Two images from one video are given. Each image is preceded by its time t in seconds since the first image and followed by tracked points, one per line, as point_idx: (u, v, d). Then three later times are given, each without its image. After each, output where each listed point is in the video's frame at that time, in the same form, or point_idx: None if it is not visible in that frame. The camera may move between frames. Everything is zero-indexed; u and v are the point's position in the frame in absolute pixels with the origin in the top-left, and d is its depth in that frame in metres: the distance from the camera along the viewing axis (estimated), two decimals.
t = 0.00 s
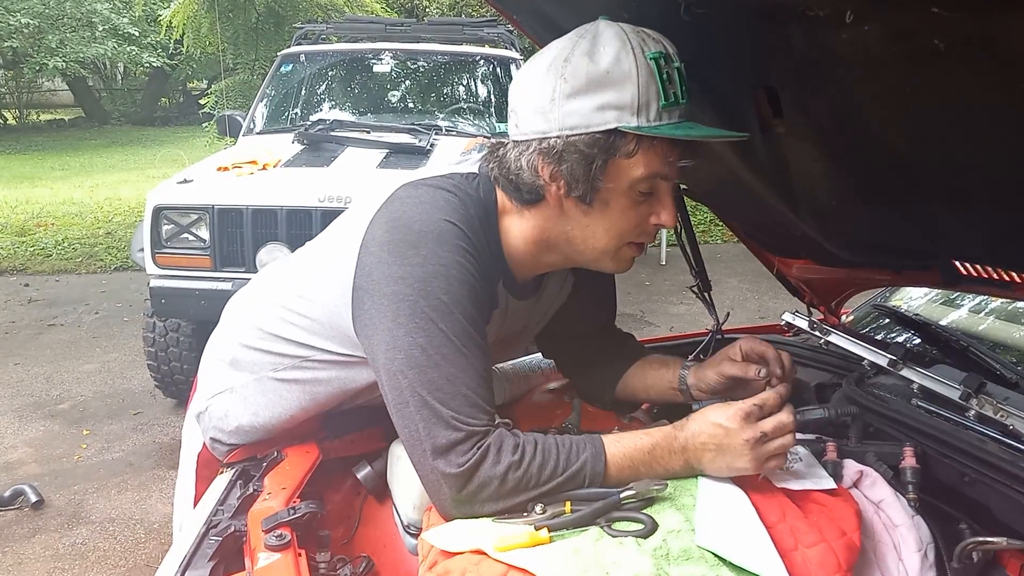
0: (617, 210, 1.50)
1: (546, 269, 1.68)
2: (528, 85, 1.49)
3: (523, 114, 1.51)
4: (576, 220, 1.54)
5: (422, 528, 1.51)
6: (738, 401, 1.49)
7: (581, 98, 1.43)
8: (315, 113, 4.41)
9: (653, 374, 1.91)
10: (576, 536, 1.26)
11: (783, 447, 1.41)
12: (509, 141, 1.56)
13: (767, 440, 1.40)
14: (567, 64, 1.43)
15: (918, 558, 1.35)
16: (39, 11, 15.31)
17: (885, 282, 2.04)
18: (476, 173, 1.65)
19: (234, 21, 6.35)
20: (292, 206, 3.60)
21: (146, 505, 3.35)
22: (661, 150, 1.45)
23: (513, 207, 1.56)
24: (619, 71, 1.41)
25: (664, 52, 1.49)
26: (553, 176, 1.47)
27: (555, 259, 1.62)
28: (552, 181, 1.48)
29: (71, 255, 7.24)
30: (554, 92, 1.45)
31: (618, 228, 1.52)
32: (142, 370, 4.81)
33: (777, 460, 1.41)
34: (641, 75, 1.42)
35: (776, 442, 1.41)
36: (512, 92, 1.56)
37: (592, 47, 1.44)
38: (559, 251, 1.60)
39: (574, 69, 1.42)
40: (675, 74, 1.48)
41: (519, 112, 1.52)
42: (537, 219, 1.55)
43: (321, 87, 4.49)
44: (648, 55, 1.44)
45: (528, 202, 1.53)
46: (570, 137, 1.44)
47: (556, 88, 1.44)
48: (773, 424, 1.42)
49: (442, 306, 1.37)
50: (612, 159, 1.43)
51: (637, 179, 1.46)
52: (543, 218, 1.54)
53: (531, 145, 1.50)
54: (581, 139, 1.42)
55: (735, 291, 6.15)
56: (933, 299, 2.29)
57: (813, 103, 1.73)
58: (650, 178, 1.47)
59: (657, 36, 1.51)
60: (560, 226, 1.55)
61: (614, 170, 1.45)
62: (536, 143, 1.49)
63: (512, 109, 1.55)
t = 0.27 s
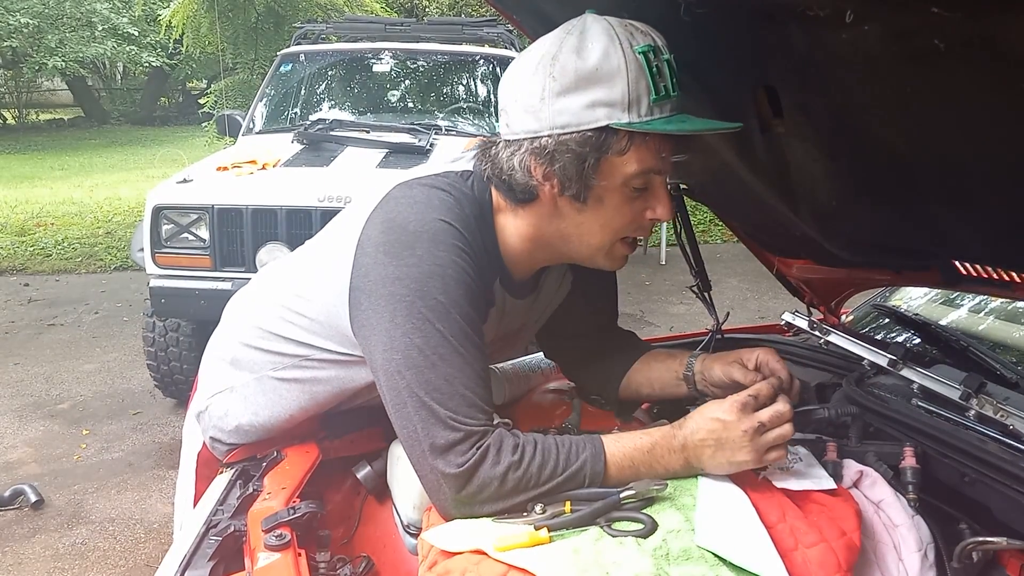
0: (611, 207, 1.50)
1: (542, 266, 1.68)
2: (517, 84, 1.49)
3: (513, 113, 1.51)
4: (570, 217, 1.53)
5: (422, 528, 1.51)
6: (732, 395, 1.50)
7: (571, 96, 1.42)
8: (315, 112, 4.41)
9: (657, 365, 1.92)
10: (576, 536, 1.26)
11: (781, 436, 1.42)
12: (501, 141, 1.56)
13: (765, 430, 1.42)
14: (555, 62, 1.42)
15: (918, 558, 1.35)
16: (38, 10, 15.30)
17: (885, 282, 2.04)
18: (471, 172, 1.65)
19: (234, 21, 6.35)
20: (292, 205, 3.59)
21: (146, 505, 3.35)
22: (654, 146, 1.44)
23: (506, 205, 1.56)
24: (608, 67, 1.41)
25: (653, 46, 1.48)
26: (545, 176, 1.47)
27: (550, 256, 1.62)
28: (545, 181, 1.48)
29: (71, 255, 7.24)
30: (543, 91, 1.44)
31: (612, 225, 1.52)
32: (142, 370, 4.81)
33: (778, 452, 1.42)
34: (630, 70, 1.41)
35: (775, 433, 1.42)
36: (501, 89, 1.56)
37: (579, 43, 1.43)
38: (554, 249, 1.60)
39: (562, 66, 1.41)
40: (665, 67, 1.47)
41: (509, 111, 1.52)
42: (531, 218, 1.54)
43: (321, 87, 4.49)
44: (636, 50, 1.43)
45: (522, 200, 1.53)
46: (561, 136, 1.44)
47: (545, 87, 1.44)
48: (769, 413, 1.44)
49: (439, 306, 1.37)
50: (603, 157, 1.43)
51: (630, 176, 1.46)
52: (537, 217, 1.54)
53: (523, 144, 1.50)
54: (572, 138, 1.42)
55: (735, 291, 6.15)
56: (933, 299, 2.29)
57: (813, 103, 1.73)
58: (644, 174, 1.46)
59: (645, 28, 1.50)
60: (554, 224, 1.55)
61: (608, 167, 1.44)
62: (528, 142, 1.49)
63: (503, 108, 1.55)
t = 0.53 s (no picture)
0: (612, 206, 1.50)
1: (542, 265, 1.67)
2: (516, 84, 1.49)
3: (513, 114, 1.51)
4: (571, 216, 1.53)
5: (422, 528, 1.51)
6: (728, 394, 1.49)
7: (570, 96, 1.42)
8: (315, 113, 4.41)
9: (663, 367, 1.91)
10: (576, 536, 1.26)
11: (779, 431, 1.42)
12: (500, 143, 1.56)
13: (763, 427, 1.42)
14: (553, 62, 1.42)
15: (918, 558, 1.35)
16: (38, 11, 15.30)
17: (885, 282, 2.04)
18: (469, 172, 1.65)
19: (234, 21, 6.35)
20: (292, 205, 3.59)
21: (146, 505, 3.35)
22: (654, 145, 1.44)
23: (506, 205, 1.56)
24: (606, 66, 1.40)
25: (651, 44, 1.48)
26: (545, 176, 1.47)
27: (550, 255, 1.62)
28: (545, 181, 1.48)
29: (71, 255, 7.24)
30: (542, 91, 1.44)
31: (612, 224, 1.52)
32: (142, 370, 4.81)
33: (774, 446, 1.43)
34: (629, 69, 1.41)
35: (771, 428, 1.42)
36: (500, 90, 1.56)
37: (577, 42, 1.43)
38: (554, 247, 1.60)
39: (560, 66, 1.41)
40: (663, 65, 1.47)
41: (508, 111, 1.52)
42: (531, 218, 1.54)
43: (321, 87, 4.49)
44: (635, 48, 1.43)
45: (522, 201, 1.53)
46: (561, 136, 1.44)
47: (544, 87, 1.44)
48: (766, 410, 1.44)
49: (438, 306, 1.37)
50: (604, 157, 1.43)
51: (630, 174, 1.46)
52: (537, 217, 1.54)
53: (522, 145, 1.49)
54: (572, 138, 1.42)
55: (735, 291, 6.14)
56: (933, 299, 2.29)
57: (813, 103, 1.73)
58: (644, 172, 1.46)
59: (642, 27, 1.50)
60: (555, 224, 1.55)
61: (608, 166, 1.44)
62: (527, 143, 1.49)
63: (502, 109, 1.55)
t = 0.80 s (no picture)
0: (615, 213, 1.49)
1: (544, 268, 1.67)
2: (520, 90, 1.47)
3: (517, 120, 1.49)
4: (574, 223, 1.52)
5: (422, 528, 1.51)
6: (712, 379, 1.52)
7: (574, 102, 1.41)
8: (315, 113, 4.41)
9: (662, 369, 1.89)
10: (576, 536, 1.26)
11: (761, 410, 1.43)
12: (504, 149, 1.55)
13: (741, 403, 1.44)
14: (558, 67, 1.41)
15: (918, 558, 1.35)
16: (38, 11, 15.30)
17: (885, 282, 2.05)
18: (471, 174, 1.65)
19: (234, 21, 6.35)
20: (292, 205, 3.59)
21: (146, 505, 3.35)
22: (656, 150, 1.43)
23: (509, 209, 1.56)
24: (611, 72, 1.39)
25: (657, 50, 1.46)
26: (549, 182, 1.46)
27: (553, 259, 1.61)
28: (549, 187, 1.47)
29: (71, 255, 7.24)
30: (547, 97, 1.43)
31: (615, 231, 1.51)
32: (142, 370, 4.81)
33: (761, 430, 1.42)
34: (634, 75, 1.40)
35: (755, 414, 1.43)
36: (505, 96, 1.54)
37: (582, 48, 1.42)
38: (558, 253, 1.59)
39: (565, 72, 1.40)
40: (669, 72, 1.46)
41: (513, 118, 1.51)
42: (534, 223, 1.54)
43: (321, 87, 4.49)
44: (641, 55, 1.42)
45: (526, 206, 1.52)
46: (565, 142, 1.42)
47: (548, 93, 1.42)
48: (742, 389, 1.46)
49: (438, 306, 1.37)
50: (608, 163, 1.42)
51: (634, 182, 1.44)
52: (541, 222, 1.54)
53: (527, 150, 1.48)
54: (576, 144, 1.41)
55: (735, 291, 6.14)
56: (933, 299, 2.29)
57: (813, 103, 1.73)
58: (648, 179, 1.45)
59: (648, 33, 1.49)
60: (558, 230, 1.54)
61: (612, 173, 1.43)
62: (531, 149, 1.47)
63: (506, 115, 1.53)
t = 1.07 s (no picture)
0: (594, 206, 1.45)
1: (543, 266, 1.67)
2: (514, 81, 1.50)
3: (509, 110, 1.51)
4: (557, 214, 1.50)
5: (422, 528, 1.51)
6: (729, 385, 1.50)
7: (557, 91, 1.41)
8: (315, 113, 4.41)
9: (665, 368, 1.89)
10: (576, 536, 1.26)
11: (773, 434, 1.40)
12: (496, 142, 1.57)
13: (754, 422, 1.41)
14: (545, 57, 1.42)
15: (918, 559, 1.35)
16: (38, 11, 15.29)
17: (883, 281, 2.06)
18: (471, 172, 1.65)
19: (234, 21, 6.35)
20: (292, 205, 3.60)
21: (146, 505, 3.35)
22: (639, 145, 1.40)
23: (502, 201, 1.57)
24: (594, 62, 1.38)
25: (648, 45, 1.45)
26: (530, 172, 1.46)
27: (548, 254, 1.60)
28: (530, 177, 1.47)
29: (71, 255, 7.24)
30: (534, 85, 1.45)
31: (594, 224, 1.47)
32: (142, 370, 4.81)
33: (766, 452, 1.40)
34: (615, 67, 1.38)
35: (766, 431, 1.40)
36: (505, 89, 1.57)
37: (571, 40, 1.43)
38: (549, 248, 1.57)
39: (551, 62, 1.41)
40: (658, 68, 1.44)
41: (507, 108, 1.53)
42: (521, 215, 1.54)
43: (321, 87, 4.49)
44: (625, 47, 1.40)
45: (514, 197, 1.53)
46: (545, 130, 1.42)
47: (536, 82, 1.44)
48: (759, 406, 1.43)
49: (437, 306, 1.37)
50: (584, 155, 1.40)
51: (611, 175, 1.41)
52: (528, 214, 1.53)
53: (513, 139, 1.49)
54: (554, 132, 1.41)
55: (735, 291, 6.15)
56: (933, 299, 2.29)
57: (813, 103, 1.73)
58: (627, 172, 1.41)
59: (645, 30, 1.48)
60: (544, 223, 1.53)
61: (589, 165, 1.41)
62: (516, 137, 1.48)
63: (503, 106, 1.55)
